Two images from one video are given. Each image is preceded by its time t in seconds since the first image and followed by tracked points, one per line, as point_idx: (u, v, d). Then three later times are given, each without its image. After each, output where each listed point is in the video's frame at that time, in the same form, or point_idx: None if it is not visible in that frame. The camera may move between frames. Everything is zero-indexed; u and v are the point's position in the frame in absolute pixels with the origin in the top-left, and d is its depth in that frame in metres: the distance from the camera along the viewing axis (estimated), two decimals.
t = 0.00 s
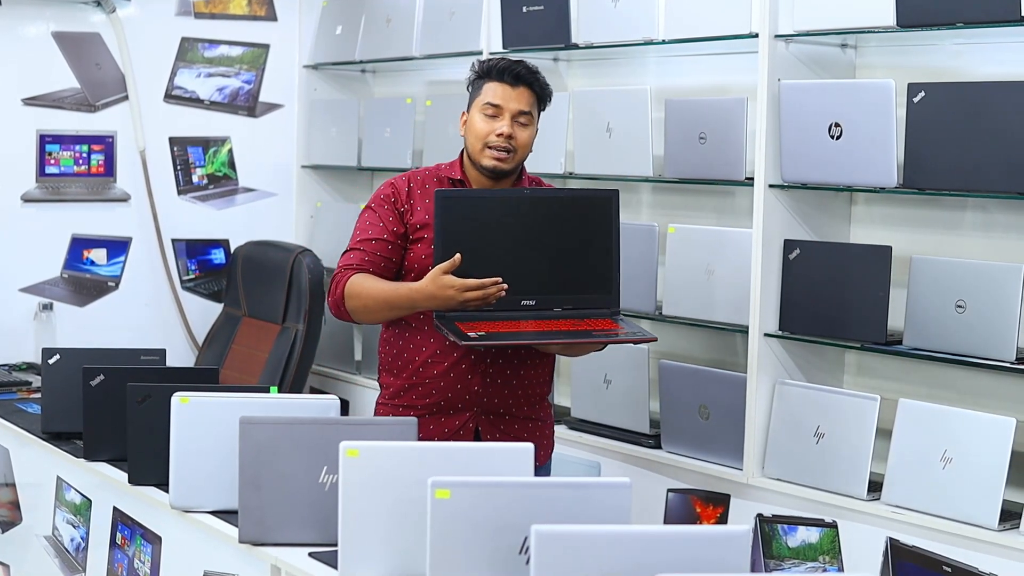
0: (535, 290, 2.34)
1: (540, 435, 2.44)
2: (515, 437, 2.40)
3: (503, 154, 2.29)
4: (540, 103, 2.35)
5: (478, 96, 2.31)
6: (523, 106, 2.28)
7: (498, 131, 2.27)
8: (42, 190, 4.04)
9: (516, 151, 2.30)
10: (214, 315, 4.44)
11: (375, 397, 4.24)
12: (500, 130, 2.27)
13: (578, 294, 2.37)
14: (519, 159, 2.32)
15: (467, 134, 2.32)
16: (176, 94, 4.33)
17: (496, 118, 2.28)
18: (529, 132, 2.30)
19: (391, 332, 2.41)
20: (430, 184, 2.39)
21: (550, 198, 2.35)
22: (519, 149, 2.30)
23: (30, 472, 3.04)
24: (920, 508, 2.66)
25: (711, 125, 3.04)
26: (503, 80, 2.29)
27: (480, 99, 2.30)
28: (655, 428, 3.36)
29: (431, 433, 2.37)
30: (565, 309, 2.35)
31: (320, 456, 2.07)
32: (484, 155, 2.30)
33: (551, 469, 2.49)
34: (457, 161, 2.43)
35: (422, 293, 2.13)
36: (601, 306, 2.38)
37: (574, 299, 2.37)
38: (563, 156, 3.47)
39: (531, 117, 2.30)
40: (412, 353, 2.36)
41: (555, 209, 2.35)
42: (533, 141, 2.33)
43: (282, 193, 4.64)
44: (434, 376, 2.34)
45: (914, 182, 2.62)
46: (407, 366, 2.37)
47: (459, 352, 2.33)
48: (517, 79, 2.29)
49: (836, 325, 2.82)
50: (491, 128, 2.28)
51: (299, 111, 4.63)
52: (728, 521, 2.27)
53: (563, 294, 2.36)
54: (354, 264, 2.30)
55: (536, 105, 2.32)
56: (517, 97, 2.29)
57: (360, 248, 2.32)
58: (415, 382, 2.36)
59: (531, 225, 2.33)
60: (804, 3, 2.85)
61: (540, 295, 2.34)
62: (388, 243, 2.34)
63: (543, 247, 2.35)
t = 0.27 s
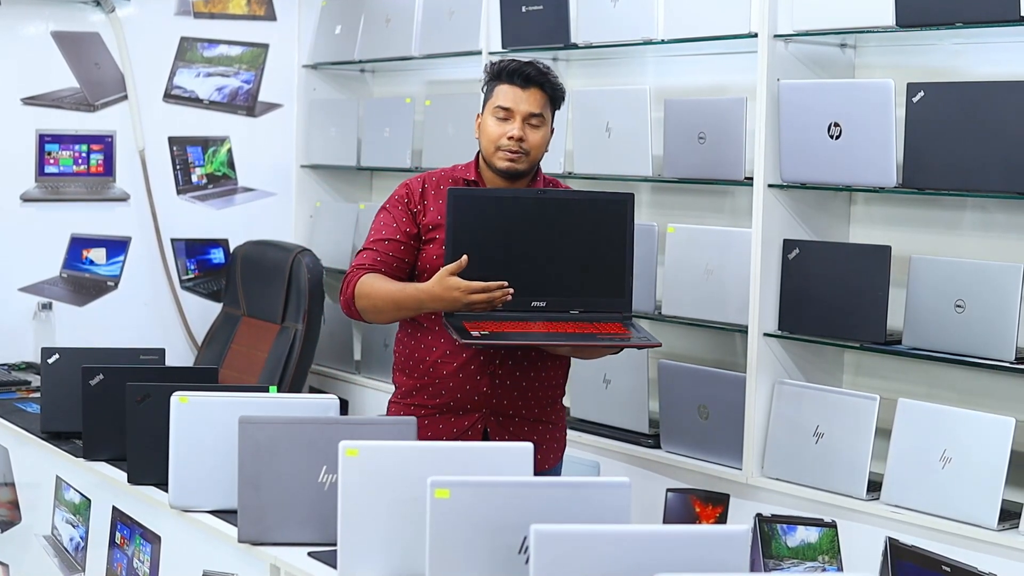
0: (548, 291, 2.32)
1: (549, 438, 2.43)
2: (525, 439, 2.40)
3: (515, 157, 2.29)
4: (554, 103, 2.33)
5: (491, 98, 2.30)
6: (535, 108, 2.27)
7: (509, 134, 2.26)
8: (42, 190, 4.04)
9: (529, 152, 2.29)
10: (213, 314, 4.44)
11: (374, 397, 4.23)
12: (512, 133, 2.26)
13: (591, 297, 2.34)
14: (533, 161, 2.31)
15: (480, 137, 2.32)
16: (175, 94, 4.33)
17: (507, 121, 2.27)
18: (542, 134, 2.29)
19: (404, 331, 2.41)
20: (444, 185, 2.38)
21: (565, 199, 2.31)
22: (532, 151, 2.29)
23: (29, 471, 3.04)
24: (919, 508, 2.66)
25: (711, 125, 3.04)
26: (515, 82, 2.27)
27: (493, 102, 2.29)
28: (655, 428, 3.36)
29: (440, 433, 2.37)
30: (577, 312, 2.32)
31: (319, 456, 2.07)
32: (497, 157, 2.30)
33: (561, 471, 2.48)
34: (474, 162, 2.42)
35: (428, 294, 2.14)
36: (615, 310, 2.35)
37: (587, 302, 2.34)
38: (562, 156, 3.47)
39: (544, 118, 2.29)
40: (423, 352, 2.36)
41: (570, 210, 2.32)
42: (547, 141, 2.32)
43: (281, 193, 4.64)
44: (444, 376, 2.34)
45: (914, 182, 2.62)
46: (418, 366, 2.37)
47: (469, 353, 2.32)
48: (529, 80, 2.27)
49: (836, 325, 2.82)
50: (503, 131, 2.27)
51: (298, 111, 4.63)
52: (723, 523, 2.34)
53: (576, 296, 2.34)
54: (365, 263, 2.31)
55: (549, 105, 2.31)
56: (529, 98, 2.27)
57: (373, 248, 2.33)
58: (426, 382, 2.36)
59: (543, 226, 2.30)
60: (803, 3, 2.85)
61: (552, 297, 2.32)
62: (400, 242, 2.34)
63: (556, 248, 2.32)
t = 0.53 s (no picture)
0: (553, 292, 2.32)
1: (555, 439, 2.43)
2: (531, 440, 2.39)
3: (519, 156, 2.29)
4: (558, 104, 2.33)
5: (495, 99, 2.30)
6: (538, 108, 2.27)
7: (513, 133, 2.26)
8: (42, 190, 4.04)
9: (534, 152, 2.29)
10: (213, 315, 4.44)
11: (374, 397, 4.23)
12: (516, 133, 2.26)
13: (598, 297, 2.33)
14: (538, 160, 2.31)
15: (484, 138, 2.32)
16: (175, 94, 4.32)
17: (511, 121, 2.27)
18: (546, 134, 2.28)
19: (413, 331, 2.41)
20: (451, 186, 2.39)
21: (571, 199, 2.30)
22: (536, 150, 2.29)
23: (29, 471, 3.04)
24: (919, 507, 2.66)
25: (710, 125, 3.04)
26: (518, 82, 2.28)
27: (496, 103, 2.29)
28: (655, 428, 3.36)
29: (446, 434, 2.37)
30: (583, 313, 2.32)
31: (319, 456, 2.07)
32: (502, 158, 2.30)
33: (567, 473, 2.48)
34: (480, 164, 2.42)
35: (423, 254, 2.13)
36: (622, 311, 2.33)
37: (594, 303, 2.33)
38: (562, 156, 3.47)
39: (548, 118, 2.29)
40: (431, 352, 2.36)
41: (576, 210, 2.31)
42: (552, 141, 2.32)
43: (281, 193, 4.64)
44: (450, 376, 2.34)
45: (913, 182, 2.62)
46: (426, 366, 2.37)
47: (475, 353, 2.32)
48: (532, 80, 2.28)
49: (835, 325, 2.82)
50: (506, 131, 2.27)
51: (298, 111, 4.63)
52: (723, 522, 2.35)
53: (582, 297, 2.33)
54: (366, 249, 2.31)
55: (553, 105, 2.31)
56: (533, 98, 2.27)
57: (373, 232, 2.33)
58: (432, 382, 2.36)
59: (549, 226, 2.29)
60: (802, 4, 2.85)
61: (558, 297, 2.32)
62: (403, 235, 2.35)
63: (562, 248, 2.31)
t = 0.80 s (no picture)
0: (556, 293, 2.32)
1: (558, 440, 2.42)
2: (534, 441, 2.39)
3: (529, 160, 2.28)
4: (565, 105, 2.33)
5: (503, 101, 2.29)
6: (547, 111, 2.26)
7: (523, 137, 2.26)
8: (41, 190, 4.04)
9: (543, 155, 2.29)
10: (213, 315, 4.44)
11: (374, 398, 4.23)
12: (526, 137, 2.25)
13: (600, 300, 2.33)
14: (546, 163, 2.31)
15: (492, 140, 2.31)
16: (175, 94, 4.32)
17: (520, 124, 2.27)
18: (554, 136, 2.28)
19: (416, 332, 2.41)
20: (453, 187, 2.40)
21: (575, 201, 2.30)
22: (545, 153, 2.29)
23: (29, 472, 3.04)
24: (919, 507, 2.66)
25: (710, 125, 3.04)
26: (528, 85, 2.27)
27: (505, 105, 2.28)
28: (655, 428, 3.36)
29: (448, 434, 2.37)
30: (585, 315, 2.32)
31: (318, 457, 2.07)
32: (510, 161, 2.30)
33: (569, 474, 2.48)
34: (483, 164, 2.43)
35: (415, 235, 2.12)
36: (624, 313, 2.33)
37: (596, 305, 2.32)
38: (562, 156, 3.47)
39: (557, 121, 2.28)
40: (434, 353, 2.36)
41: (579, 213, 2.31)
42: (559, 143, 2.32)
43: (281, 193, 4.64)
44: (453, 377, 2.34)
45: (913, 182, 2.62)
46: (429, 367, 2.37)
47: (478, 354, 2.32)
48: (541, 84, 2.27)
49: (835, 325, 2.82)
50: (516, 135, 2.27)
51: (298, 111, 4.63)
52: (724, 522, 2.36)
53: (585, 298, 2.33)
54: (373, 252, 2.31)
55: (561, 108, 2.30)
56: (542, 101, 2.27)
57: (379, 241, 2.32)
58: (435, 382, 2.36)
59: (553, 227, 2.29)
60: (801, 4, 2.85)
61: (560, 299, 2.32)
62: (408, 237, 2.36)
63: (565, 250, 2.31)
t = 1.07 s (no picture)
0: (557, 293, 2.32)
1: (560, 440, 2.42)
2: (537, 441, 2.39)
3: (534, 159, 2.29)
4: (570, 107, 2.35)
5: (510, 100, 2.29)
6: (554, 112, 2.28)
7: (529, 137, 2.26)
8: (41, 190, 4.04)
9: (548, 155, 2.29)
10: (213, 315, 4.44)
11: (374, 398, 4.23)
12: (533, 137, 2.26)
13: (602, 300, 2.33)
14: (550, 163, 2.32)
15: (497, 139, 2.32)
16: (174, 94, 4.32)
17: (527, 124, 2.27)
18: (560, 138, 2.30)
19: (418, 332, 2.41)
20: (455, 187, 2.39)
21: (576, 201, 2.30)
22: (550, 153, 2.30)
23: (29, 472, 3.04)
24: (918, 507, 2.66)
25: (710, 125, 3.04)
26: (535, 85, 2.28)
27: (512, 104, 2.29)
28: (655, 428, 3.36)
29: (451, 434, 2.37)
30: (587, 315, 2.32)
31: (318, 457, 2.07)
32: (515, 160, 2.30)
33: (572, 473, 2.48)
34: (485, 164, 2.43)
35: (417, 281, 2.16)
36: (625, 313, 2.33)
37: (597, 305, 2.33)
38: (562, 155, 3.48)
39: (562, 122, 2.30)
40: (436, 352, 2.36)
41: (581, 212, 2.31)
42: (563, 145, 2.33)
43: (281, 193, 4.64)
44: (455, 377, 2.34)
45: (913, 182, 2.62)
46: (431, 367, 2.37)
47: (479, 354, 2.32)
48: (549, 85, 2.28)
49: (835, 325, 2.82)
50: (522, 134, 2.27)
51: (298, 111, 4.63)
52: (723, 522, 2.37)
53: (586, 299, 2.33)
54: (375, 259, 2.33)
55: (567, 110, 2.32)
56: (549, 102, 2.28)
57: (380, 246, 2.35)
58: (437, 382, 2.36)
59: (554, 227, 2.29)
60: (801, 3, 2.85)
61: (561, 299, 2.32)
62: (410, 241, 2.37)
63: (567, 250, 2.31)
